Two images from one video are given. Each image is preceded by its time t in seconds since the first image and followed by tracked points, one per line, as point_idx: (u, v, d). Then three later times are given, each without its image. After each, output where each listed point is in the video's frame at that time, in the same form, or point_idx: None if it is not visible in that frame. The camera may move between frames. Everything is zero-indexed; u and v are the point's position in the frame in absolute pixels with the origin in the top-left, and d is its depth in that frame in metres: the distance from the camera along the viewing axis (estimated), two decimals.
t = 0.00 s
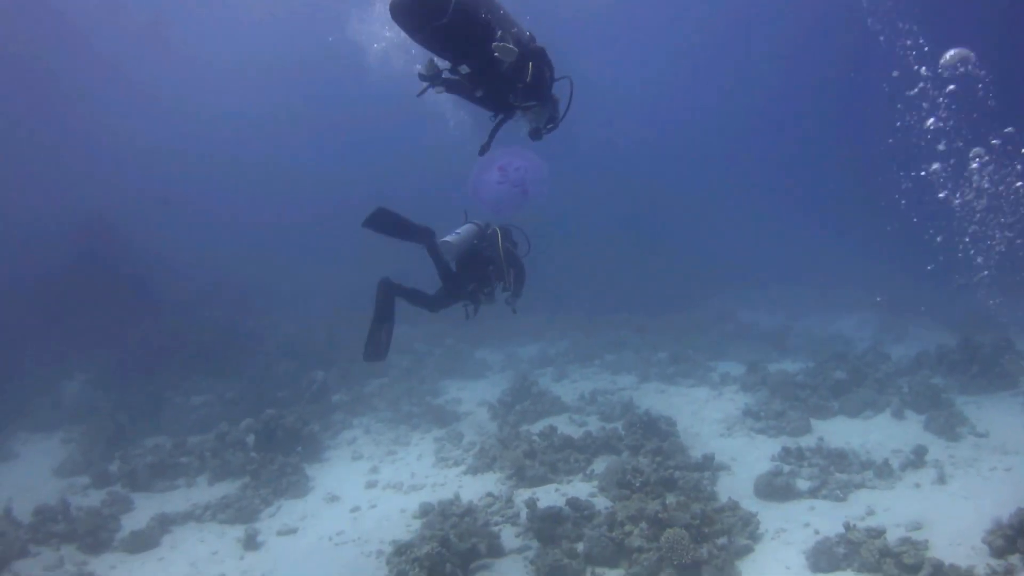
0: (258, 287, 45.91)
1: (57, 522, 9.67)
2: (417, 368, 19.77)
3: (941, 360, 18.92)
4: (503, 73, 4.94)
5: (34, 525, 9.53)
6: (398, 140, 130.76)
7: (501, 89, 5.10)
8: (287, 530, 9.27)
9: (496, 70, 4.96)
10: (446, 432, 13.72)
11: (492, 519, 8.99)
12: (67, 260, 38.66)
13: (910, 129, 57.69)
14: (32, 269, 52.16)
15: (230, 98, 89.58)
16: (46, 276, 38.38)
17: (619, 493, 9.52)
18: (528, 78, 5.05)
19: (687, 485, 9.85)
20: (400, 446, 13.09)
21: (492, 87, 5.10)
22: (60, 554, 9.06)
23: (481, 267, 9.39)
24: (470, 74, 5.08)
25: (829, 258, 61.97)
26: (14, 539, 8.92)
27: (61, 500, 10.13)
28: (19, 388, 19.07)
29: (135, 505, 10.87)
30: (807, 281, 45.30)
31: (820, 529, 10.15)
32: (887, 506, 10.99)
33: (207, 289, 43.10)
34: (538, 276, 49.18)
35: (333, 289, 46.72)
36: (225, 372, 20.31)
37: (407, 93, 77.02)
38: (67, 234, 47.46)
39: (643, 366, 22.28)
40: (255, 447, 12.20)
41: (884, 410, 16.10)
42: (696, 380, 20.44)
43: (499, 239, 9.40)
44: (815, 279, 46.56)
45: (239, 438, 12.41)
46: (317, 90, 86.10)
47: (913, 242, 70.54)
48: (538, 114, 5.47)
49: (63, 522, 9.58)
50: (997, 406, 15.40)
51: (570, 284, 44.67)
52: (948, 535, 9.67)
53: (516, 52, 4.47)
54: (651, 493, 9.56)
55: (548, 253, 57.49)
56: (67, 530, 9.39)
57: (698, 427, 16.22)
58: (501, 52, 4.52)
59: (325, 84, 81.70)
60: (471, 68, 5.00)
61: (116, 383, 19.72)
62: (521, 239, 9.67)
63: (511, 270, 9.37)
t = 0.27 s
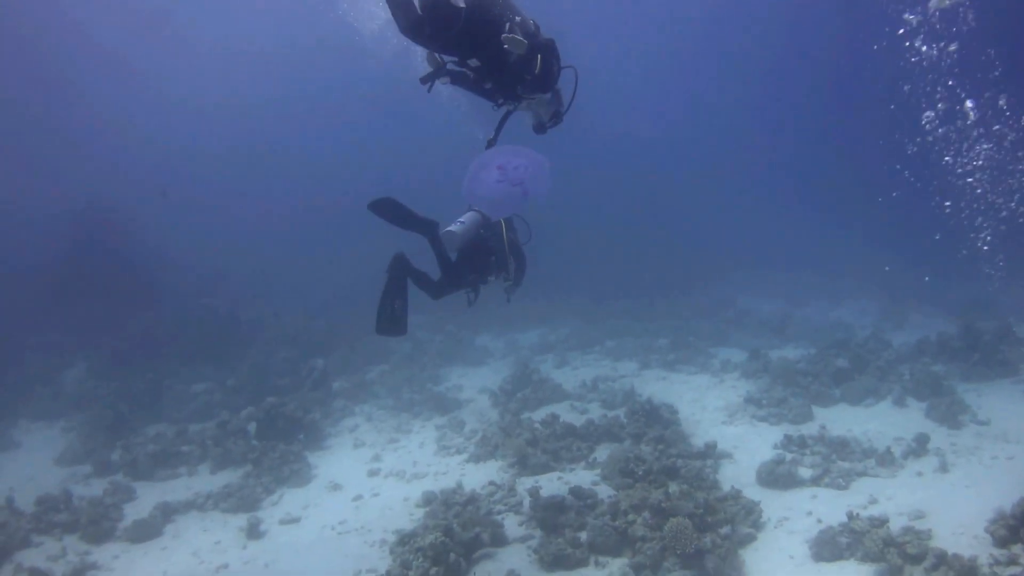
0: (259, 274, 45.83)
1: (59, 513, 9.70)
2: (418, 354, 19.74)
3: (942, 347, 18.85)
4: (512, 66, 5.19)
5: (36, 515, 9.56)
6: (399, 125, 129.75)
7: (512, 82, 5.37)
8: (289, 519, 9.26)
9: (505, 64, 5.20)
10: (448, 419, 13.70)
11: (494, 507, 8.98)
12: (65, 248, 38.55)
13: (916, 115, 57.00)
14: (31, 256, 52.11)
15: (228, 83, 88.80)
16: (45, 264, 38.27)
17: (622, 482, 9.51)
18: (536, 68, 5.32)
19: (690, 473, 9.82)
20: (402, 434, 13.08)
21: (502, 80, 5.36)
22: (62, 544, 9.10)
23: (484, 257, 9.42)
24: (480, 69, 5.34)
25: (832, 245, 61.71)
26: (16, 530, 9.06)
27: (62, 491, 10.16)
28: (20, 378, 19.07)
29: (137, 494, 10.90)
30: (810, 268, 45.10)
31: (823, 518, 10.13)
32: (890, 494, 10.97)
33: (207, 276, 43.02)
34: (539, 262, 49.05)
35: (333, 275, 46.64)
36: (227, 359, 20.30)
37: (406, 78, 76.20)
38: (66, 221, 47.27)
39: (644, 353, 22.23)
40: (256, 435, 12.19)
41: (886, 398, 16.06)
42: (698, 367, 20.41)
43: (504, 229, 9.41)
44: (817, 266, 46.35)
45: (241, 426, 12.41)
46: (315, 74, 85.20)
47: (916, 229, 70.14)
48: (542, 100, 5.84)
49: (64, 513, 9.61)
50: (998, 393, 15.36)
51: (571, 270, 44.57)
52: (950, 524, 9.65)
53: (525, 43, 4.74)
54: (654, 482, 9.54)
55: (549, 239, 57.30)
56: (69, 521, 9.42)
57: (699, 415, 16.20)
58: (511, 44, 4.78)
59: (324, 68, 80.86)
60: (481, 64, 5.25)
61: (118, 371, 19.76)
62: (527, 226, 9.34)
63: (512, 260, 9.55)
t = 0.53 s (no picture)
0: (260, 262, 45.78)
1: (61, 504, 9.76)
2: (420, 342, 19.71)
3: (944, 336, 18.78)
4: (523, 68, 5.28)
5: (38, 506, 9.61)
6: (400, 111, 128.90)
7: (521, 83, 5.43)
8: (292, 509, 9.26)
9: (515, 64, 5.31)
10: (450, 408, 13.70)
11: (497, 497, 8.98)
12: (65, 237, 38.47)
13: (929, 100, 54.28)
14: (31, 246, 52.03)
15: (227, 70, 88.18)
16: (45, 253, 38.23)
17: (625, 472, 9.50)
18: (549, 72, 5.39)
19: (693, 463, 9.79)
20: (404, 423, 13.08)
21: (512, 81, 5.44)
22: (64, 535, 9.13)
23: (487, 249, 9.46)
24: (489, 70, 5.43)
25: (835, 233, 61.41)
26: (19, 521, 9.12)
27: (65, 482, 10.21)
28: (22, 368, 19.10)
29: (140, 484, 10.94)
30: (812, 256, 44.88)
31: (826, 508, 10.10)
32: (892, 485, 10.92)
33: (208, 265, 42.98)
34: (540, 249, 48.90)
35: (334, 263, 46.55)
36: (228, 348, 20.31)
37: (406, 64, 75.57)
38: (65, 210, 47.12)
39: (646, 341, 22.19)
40: (259, 424, 12.21)
41: (887, 387, 16.01)
42: (700, 356, 20.37)
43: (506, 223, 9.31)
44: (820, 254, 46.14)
45: (243, 415, 12.41)
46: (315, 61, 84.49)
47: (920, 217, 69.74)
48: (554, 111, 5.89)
49: (67, 504, 9.65)
50: (999, 383, 15.30)
51: (572, 257, 44.45)
52: (953, 515, 9.59)
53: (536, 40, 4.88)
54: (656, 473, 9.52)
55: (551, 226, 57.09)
56: (71, 512, 9.48)
57: (701, 403, 16.18)
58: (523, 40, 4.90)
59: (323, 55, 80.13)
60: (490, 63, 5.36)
61: (119, 361, 19.78)
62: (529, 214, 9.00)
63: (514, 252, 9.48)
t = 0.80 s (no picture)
0: (265, 255, 45.79)
1: (76, 504, 9.85)
2: (428, 330, 19.68)
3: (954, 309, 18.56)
4: (535, 77, 5.43)
5: (53, 507, 9.71)
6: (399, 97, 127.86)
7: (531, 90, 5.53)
8: (307, 502, 9.29)
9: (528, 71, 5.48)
10: (460, 395, 13.69)
11: (511, 484, 8.98)
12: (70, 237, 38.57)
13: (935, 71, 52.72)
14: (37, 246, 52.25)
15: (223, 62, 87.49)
16: (51, 253, 38.37)
17: (638, 456, 9.45)
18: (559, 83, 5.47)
19: (707, 445, 9.72)
20: (415, 412, 13.08)
21: (523, 86, 5.59)
22: (81, 536, 9.22)
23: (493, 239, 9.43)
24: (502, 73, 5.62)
25: (841, 207, 60.73)
26: (33, 524, 9.28)
27: (79, 482, 10.30)
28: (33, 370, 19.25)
29: (154, 482, 11.03)
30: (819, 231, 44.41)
31: (840, 486, 10.03)
32: (906, 462, 10.80)
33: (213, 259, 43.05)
34: (545, 233, 48.63)
35: (339, 253, 46.50)
36: (237, 342, 20.37)
37: (402, 49, 74.63)
38: (69, 208, 47.15)
39: (654, 323, 22.07)
40: (271, 418, 12.25)
41: (897, 363, 15.85)
42: (708, 335, 20.25)
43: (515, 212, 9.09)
44: (827, 229, 45.64)
45: (254, 409, 12.45)
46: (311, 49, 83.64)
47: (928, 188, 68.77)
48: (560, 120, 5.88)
49: (82, 504, 9.74)
50: (1011, 355, 15.11)
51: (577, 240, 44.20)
52: (969, 491, 9.46)
53: (550, 53, 5.01)
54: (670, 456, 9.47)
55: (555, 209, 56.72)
56: (87, 512, 9.57)
57: (712, 383, 16.10)
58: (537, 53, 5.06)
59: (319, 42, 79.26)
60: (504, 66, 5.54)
61: (128, 358, 19.90)
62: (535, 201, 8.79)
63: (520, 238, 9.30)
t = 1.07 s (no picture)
0: (271, 232, 45.78)
1: (82, 479, 9.95)
2: (433, 310, 19.62)
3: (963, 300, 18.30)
4: (556, 78, 5.22)
5: (59, 482, 9.81)
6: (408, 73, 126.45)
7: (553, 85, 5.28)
8: (312, 482, 9.32)
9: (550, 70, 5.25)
10: (466, 377, 13.66)
11: (516, 467, 8.98)
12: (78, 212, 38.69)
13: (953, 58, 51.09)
14: (47, 220, 52.52)
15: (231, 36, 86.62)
16: (60, 228, 38.53)
17: (644, 441, 9.41)
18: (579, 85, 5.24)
19: (713, 432, 9.66)
20: (421, 393, 13.08)
21: (543, 88, 5.36)
22: (87, 512, 9.31)
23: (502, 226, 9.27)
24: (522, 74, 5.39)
25: (853, 195, 59.92)
26: (39, 498, 9.37)
27: (86, 457, 10.40)
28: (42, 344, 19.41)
29: (160, 458, 11.11)
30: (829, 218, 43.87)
31: (845, 476, 9.94)
32: (912, 454, 10.67)
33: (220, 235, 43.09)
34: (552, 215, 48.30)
35: (345, 232, 46.36)
36: (244, 320, 20.42)
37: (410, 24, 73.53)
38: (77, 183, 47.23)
39: (661, 307, 21.93)
40: (277, 396, 12.29)
41: (905, 353, 15.66)
42: (716, 321, 20.11)
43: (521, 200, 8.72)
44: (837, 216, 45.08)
45: (260, 387, 12.48)
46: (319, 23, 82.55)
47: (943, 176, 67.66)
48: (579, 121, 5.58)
49: (87, 480, 9.84)
50: (1020, 349, 14.90)
51: (584, 222, 43.87)
52: (974, 485, 9.28)
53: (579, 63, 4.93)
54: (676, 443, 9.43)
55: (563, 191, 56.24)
56: (92, 488, 9.67)
57: (718, 370, 16.01)
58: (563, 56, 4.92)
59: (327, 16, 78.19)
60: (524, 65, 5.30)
61: (136, 335, 20.01)
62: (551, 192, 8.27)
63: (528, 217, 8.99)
